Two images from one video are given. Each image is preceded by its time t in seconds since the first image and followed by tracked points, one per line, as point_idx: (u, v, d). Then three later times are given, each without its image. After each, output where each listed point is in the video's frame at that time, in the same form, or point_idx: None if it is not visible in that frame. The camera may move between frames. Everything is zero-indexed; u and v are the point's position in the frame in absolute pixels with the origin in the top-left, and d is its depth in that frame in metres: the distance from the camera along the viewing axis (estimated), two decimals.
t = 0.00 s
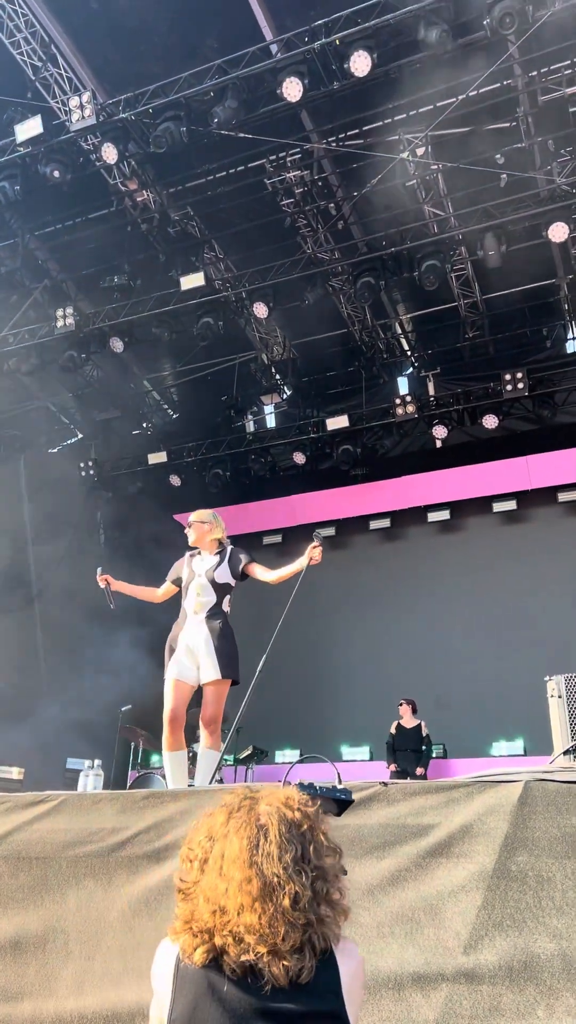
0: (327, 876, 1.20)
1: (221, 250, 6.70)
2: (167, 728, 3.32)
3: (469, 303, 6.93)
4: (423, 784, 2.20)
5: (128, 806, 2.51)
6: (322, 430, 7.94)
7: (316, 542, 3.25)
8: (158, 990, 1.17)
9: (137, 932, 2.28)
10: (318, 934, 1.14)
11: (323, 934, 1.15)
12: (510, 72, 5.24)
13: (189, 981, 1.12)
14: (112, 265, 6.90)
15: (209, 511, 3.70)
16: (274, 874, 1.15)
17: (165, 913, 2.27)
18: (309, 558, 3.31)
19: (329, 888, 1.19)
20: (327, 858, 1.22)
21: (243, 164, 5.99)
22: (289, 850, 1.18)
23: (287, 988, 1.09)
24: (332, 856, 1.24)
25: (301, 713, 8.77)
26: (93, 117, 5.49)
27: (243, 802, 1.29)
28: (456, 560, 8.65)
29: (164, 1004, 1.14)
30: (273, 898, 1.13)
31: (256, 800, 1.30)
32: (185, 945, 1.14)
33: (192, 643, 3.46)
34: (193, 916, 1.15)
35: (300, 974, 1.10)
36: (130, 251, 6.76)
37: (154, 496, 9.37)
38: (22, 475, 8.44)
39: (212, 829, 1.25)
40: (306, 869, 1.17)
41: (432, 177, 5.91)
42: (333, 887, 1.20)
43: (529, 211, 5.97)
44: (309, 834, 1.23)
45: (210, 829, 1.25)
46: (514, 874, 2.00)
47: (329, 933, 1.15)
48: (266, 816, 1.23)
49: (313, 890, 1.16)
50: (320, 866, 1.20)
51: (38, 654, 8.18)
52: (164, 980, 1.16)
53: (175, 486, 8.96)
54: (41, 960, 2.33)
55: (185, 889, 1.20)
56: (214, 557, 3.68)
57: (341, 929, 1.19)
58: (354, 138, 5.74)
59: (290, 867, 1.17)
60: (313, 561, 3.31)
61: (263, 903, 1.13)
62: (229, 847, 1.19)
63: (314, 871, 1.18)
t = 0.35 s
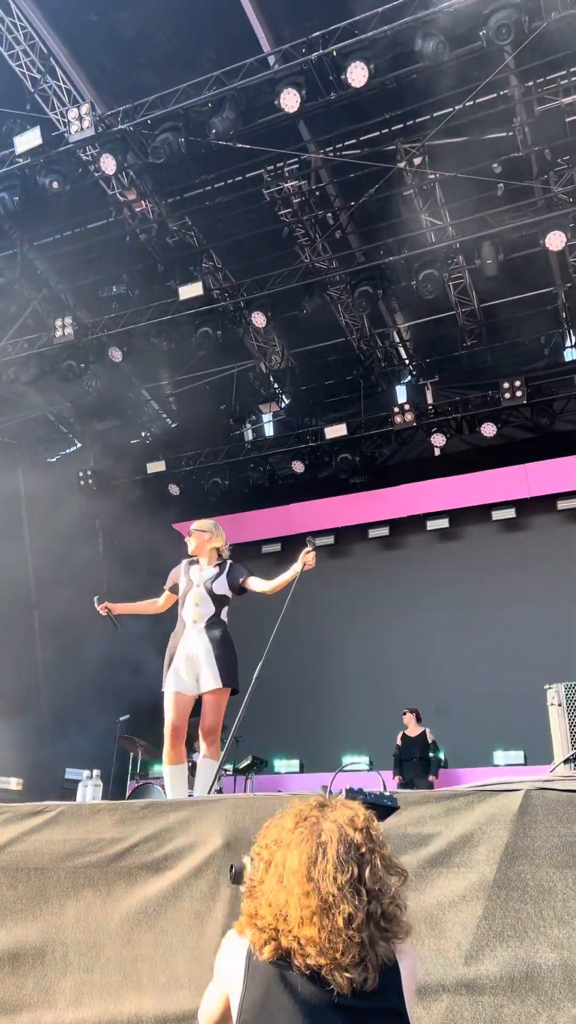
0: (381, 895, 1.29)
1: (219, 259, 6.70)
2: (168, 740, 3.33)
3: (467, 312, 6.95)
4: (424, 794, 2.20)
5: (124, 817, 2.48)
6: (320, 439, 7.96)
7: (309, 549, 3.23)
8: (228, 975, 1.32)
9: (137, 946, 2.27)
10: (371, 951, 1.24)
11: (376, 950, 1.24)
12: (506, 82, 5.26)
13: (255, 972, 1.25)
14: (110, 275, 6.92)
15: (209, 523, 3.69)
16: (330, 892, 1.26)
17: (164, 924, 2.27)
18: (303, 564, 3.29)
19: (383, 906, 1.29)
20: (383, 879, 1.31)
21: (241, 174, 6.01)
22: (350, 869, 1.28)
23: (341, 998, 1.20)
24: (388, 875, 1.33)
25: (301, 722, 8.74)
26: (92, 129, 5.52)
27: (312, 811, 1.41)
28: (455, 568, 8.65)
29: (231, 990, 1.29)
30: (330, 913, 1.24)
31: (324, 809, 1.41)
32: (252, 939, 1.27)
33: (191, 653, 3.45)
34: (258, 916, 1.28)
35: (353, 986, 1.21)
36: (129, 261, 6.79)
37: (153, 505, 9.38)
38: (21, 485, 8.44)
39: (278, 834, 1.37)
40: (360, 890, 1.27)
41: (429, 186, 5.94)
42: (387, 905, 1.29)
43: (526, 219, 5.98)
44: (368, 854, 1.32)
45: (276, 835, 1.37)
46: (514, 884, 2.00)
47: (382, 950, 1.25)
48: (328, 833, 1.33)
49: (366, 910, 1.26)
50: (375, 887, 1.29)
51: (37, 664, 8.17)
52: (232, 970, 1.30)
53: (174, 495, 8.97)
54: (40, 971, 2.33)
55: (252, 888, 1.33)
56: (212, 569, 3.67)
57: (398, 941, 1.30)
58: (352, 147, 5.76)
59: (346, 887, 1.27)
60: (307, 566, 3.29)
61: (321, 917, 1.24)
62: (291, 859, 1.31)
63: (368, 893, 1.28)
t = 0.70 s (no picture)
0: (436, 891, 1.27)
1: (216, 262, 6.71)
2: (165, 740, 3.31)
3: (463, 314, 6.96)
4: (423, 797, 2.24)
5: (122, 819, 2.49)
6: (317, 441, 7.98)
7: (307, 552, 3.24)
8: (280, 963, 1.31)
9: (135, 948, 2.26)
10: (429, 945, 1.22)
11: (432, 944, 1.23)
12: (502, 85, 5.28)
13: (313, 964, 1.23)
14: (107, 278, 6.92)
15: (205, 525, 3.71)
16: (389, 885, 1.23)
17: (163, 925, 2.27)
18: (301, 567, 3.30)
19: (438, 902, 1.27)
20: (437, 876, 1.28)
21: (238, 177, 6.02)
22: (407, 864, 1.26)
23: (398, 989, 1.18)
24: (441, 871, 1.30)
25: (298, 724, 8.73)
26: (89, 131, 5.52)
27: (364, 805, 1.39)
28: (452, 570, 8.66)
29: (286, 980, 1.28)
30: (389, 907, 1.21)
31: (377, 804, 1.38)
32: (311, 930, 1.25)
33: (187, 654, 3.45)
34: (317, 906, 1.26)
35: (409, 977, 1.19)
36: (126, 263, 6.80)
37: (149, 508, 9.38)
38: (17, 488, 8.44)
39: (333, 828, 1.35)
40: (417, 884, 1.25)
41: (425, 189, 5.95)
42: (441, 901, 1.27)
43: (522, 222, 6.00)
44: (423, 850, 1.29)
45: (332, 830, 1.35)
46: (513, 884, 2.00)
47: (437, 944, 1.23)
48: (384, 829, 1.30)
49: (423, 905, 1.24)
50: (430, 882, 1.27)
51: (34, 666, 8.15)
52: (286, 960, 1.28)
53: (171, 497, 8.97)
54: (38, 975, 2.32)
55: (308, 880, 1.31)
56: (207, 569, 3.67)
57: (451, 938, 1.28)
58: (348, 150, 5.78)
59: (403, 880, 1.25)
60: (306, 570, 3.29)
61: (381, 910, 1.21)
62: (348, 853, 1.28)
63: (424, 887, 1.25)
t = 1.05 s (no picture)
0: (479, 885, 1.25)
1: (213, 264, 6.72)
2: (160, 743, 3.31)
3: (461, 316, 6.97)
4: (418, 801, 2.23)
5: (119, 822, 2.49)
6: (315, 443, 8.00)
7: (307, 557, 3.23)
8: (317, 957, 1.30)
9: (132, 952, 2.26)
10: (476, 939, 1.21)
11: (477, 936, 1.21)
12: (499, 89, 5.29)
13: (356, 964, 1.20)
14: (105, 280, 6.93)
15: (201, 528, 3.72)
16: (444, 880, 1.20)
17: (159, 929, 2.27)
18: (301, 572, 3.29)
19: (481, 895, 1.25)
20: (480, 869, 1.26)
21: (237, 179, 6.03)
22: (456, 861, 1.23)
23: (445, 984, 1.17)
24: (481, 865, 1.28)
25: (295, 726, 8.73)
26: (87, 133, 5.52)
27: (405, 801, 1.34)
28: (449, 572, 8.67)
29: (323, 975, 1.27)
30: (439, 906, 1.18)
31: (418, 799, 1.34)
32: (360, 925, 1.20)
33: (184, 657, 3.45)
34: (363, 903, 1.21)
35: (449, 973, 1.18)
36: (123, 266, 6.80)
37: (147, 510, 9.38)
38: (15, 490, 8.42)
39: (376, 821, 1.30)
40: (467, 879, 1.22)
41: (423, 191, 5.96)
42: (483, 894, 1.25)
43: (519, 225, 6.01)
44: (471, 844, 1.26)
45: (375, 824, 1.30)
46: (509, 887, 2.00)
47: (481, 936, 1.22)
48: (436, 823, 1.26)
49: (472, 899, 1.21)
50: (475, 877, 1.24)
51: (32, 669, 8.13)
52: (324, 955, 1.27)
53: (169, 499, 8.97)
54: (35, 978, 2.33)
55: (355, 873, 1.25)
56: (205, 573, 3.68)
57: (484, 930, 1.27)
58: (346, 153, 5.79)
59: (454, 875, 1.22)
60: (304, 576, 3.28)
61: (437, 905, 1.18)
62: (403, 849, 1.23)
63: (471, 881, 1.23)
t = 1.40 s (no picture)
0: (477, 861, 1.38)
1: (212, 260, 6.71)
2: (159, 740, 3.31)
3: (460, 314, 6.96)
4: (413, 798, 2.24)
5: (115, 819, 2.49)
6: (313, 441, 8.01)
7: (301, 550, 3.22)
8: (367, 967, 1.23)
9: (129, 948, 2.26)
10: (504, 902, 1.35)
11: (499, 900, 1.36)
12: (499, 85, 5.27)
13: (413, 977, 1.18)
14: (104, 276, 6.93)
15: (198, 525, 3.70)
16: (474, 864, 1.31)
17: (156, 925, 2.27)
18: (295, 565, 3.27)
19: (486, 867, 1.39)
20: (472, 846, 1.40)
21: (236, 176, 6.02)
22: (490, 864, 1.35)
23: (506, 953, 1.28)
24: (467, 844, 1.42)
25: (293, 722, 8.73)
26: (85, 129, 5.51)
27: (433, 811, 1.39)
28: (448, 569, 8.67)
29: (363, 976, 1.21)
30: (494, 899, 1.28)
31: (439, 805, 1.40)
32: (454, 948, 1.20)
33: (184, 655, 3.45)
34: (452, 919, 1.22)
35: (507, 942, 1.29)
36: (122, 262, 6.79)
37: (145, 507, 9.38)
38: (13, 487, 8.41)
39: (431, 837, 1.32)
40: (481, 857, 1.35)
41: (422, 188, 5.95)
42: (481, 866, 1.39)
43: (518, 222, 6.00)
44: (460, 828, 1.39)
45: (431, 840, 1.32)
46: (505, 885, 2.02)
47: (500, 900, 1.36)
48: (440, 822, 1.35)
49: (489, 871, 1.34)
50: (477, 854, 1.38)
51: (30, 666, 8.12)
52: (369, 961, 1.21)
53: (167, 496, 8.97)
54: (32, 973, 2.32)
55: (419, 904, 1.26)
56: (204, 570, 3.68)
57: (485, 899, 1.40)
58: (345, 149, 5.78)
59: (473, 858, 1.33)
60: (297, 570, 3.28)
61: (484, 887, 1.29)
62: (441, 855, 1.30)
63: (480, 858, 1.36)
